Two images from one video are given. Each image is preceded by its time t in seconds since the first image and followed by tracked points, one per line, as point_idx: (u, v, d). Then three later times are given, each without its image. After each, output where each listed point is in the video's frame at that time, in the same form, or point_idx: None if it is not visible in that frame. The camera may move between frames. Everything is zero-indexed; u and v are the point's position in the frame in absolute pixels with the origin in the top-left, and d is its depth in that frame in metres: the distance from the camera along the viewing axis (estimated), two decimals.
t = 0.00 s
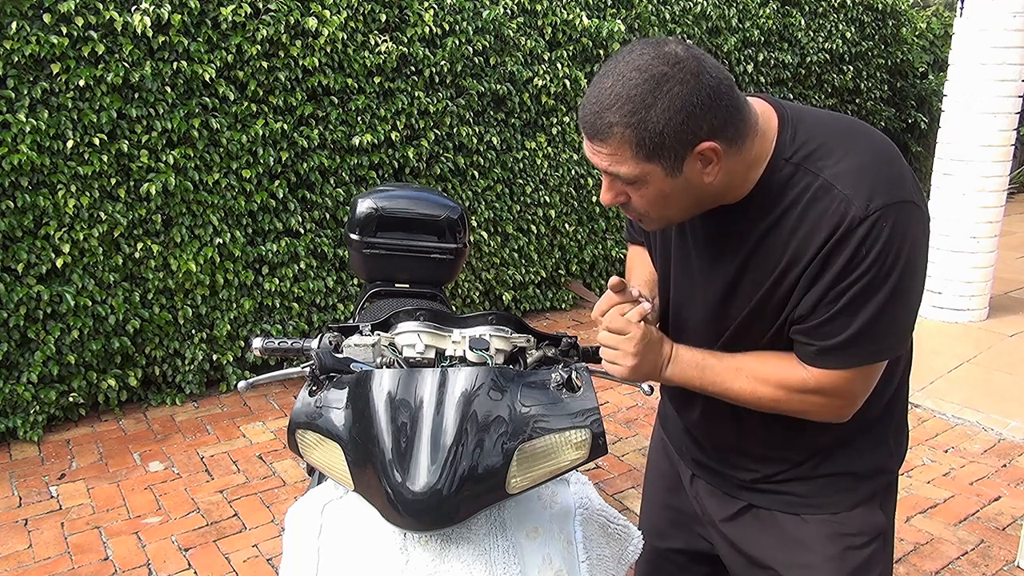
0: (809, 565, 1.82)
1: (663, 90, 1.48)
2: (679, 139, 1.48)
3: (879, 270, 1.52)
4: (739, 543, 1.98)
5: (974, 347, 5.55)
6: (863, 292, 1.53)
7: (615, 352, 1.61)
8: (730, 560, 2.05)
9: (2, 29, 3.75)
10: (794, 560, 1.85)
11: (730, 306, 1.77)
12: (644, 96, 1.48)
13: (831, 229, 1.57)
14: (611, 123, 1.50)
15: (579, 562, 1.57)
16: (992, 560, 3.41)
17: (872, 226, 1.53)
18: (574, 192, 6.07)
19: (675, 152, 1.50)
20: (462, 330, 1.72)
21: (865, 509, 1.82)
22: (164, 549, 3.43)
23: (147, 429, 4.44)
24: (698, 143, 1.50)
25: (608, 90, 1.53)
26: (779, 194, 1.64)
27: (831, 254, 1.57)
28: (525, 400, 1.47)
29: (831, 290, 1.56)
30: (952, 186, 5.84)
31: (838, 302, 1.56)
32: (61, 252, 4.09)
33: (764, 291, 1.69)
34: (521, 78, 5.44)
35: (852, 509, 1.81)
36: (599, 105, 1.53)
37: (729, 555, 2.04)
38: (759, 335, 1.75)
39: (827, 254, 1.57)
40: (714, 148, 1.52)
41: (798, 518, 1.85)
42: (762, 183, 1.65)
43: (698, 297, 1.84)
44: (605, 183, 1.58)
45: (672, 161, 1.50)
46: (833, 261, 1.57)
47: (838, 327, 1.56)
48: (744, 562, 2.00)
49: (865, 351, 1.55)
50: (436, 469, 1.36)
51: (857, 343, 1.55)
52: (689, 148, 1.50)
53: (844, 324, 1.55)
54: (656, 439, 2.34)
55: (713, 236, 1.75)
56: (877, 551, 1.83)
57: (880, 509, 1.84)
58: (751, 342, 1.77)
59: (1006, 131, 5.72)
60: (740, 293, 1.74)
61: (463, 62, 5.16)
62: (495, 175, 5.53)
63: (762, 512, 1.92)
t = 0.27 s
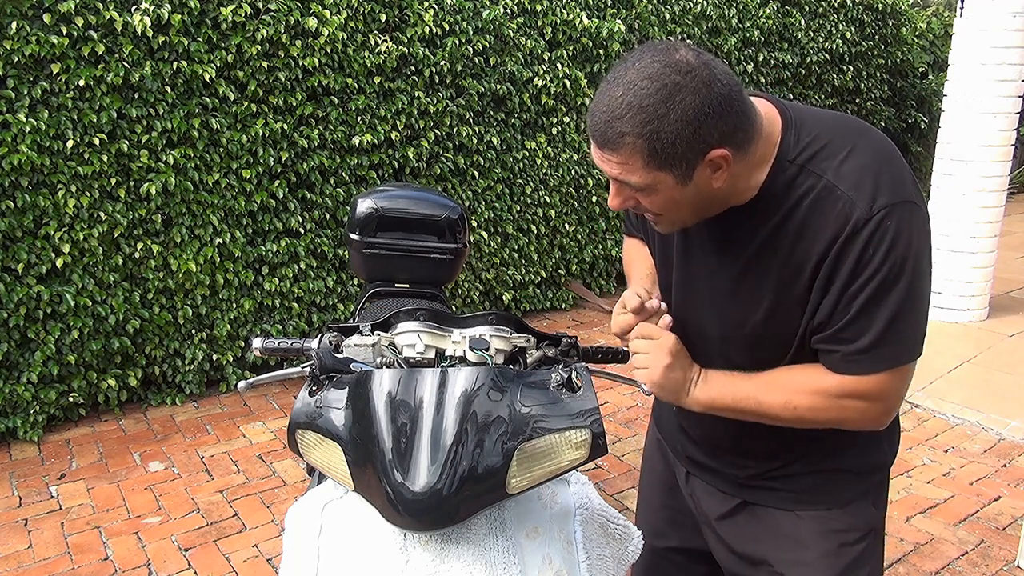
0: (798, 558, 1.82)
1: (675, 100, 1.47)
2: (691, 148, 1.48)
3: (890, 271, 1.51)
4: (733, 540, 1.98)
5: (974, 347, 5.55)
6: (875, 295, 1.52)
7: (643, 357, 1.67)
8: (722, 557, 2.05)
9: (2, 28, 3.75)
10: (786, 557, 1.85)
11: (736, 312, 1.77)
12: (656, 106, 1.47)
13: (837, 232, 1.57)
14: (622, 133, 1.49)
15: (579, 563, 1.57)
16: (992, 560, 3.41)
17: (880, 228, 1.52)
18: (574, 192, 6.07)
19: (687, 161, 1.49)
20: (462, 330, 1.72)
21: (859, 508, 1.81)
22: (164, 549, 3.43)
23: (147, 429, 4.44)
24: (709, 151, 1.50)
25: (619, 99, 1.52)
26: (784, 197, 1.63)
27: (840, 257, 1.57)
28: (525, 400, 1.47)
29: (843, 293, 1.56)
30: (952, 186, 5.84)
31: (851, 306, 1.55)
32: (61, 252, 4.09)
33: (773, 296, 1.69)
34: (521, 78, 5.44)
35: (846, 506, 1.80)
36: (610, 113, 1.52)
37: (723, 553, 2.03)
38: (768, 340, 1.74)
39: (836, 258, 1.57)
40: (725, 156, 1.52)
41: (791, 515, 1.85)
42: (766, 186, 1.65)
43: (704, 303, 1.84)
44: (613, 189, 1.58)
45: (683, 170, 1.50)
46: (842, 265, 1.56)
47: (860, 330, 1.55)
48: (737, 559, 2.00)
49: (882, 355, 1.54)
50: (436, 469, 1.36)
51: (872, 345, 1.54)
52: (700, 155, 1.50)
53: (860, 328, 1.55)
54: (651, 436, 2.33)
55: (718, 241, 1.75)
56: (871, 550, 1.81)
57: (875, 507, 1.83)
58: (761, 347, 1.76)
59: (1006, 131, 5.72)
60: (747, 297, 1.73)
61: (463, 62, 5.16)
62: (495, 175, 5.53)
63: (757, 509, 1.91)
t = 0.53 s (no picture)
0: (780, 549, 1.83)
1: (683, 101, 1.47)
2: (700, 148, 1.48)
3: (919, 260, 1.50)
4: (718, 532, 1.99)
5: (974, 347, 5.55)
6: (906, 286, 1.51)
7: (688, 390, 1.63)
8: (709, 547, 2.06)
9: (2, 29, 3.75)
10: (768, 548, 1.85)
11: (752, 311, 1.74)
12: (663, 108, 1.47)
13: (856, 227, 1.56)
14: (631, 136, 1.49)
15: (580, 563, 1.57)
16: (992, 560, 3.41)
17: (902, 219, 1.51)
18: (574, 192, 6.07)
19: (696, 161, 1.49)
20: (462, 330, 1.72)
21: (844, 503, 1.82)
22: (164, 549, 3.43)
23: (147, 429, 4.44)
24: (717, 149, 1.50)
25: (626, 102, 1.51)
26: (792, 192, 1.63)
27: (862, 250, 1.55)
28: (525, 400, 1.47)
29: (870, 286, 1.55)
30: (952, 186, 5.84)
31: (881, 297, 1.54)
32: (61, 252, 4.09)
33: (793, 294, 1.67)
34: (521, 78, 5.44)
35: (834, 500, 1.81)
36: (617, 117, 1.51)
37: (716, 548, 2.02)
38: (786, 337, 1.73)
39: (857, 252, 1.56)
40: (734, 153, 1.52)
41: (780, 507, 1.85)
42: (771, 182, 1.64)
43: (713, 303, 1.82)
44: (622, 189, 1.58)
45: (693, 169, 1.50)
46: (866, 259, 1.55)
47: (897, 321, 1.53)
48: (722, 549, 2.00)
49: (921, 342, 1.53)
50: (436, 469, 1.36)
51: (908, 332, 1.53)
52: (709, 154, 1.50)
53: (896, 318, 1.53)
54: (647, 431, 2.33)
55: (727, 241, 1.74)
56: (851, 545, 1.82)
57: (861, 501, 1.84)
58: (780, 345, 1.75)
59: (1006, 131, 5.72)
60: (761, 296, 1.71)
61: (463, 62, 5.16)
62: (495, 175, 5.53)
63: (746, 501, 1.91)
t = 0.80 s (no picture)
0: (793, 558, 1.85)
1: (688, 90, 1.47)
2: (706, 137, 1.48)
3: (940, 252, 1.51)
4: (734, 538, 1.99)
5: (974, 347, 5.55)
6: (929, 279, 1.51)
7: (727, 458, 1.54)
8: (712, 545, 2.07)
9: (2, 28, 3.74)
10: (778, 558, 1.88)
11: (766, 307, 1.74)
12: (668, 98, 1.47)
13: (871, 222, 1.56)
14: (636, 127, 1.49)
15: (579, 563, 1.57)
16: (992, 560, 3.41)
17: (918, 212, 1.51)
18: (574, 192, 6.07)
19: (703, 150, 1.49)
20: (462, 330, 1.72)
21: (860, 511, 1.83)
22: (164, 549, 3.43)
23: (147, 429, 4.44)
24: (723, 139, 1.50)
25: (630, 93, 1.52)
26: (802, 186, 1.62)
27: (881, 245, 1.55)
28: (525, 400, 1.47)
29: (891, 281, 1.54)
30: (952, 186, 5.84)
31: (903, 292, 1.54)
32: (61, 252, 4.09)
33: (812, 292, 1.66)
34: (521, 78, 5.44)
35: (849, 509, 1.83)
36: (621, 108, 1.52)
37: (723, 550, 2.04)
38: (805, 335, 1.72)
39: (874, 248, 1.56)
40: (741, 142, 1.51)
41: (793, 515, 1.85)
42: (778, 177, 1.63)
43: (728, 303, 1.81)
44: (629, 182, 1.58)
45: (700, 159, 1.50)
46: (883, 254, 1.55)
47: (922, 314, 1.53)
48: (727, 550, 2.02)
49: (947, 335, 1.52)
50: (436, 469, 1.36)
51: (935, 326, 1.52)
52: (716, 144, 1.50)
53: (921, 313, 1.52)
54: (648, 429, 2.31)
55: (740, 240, 1.73)
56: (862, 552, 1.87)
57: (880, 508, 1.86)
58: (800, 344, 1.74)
59: (1006, 131, 5.72)
60: (778, 294, 1.71)
61: (463, 62, 5.16)
62: (495, 175, 5.53)
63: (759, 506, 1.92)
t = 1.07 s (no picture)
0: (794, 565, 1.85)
1: (682, 95, 1.47)
2: (701, 142, 1.48)
3: (941, 260, 1.50)
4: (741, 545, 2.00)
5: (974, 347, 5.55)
6: (929, 285, 1.51)
7: (712, 449, 1.48)
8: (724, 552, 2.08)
9: (2, 29, 3.75)
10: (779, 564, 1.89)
11: (765, 310, 1.74)
12: (662, 103, 1.48)
13: (873, 228, 1.56)
14: (631, 133, 1.50)
15: (579, 563, 1.57)
16: (992, 560, 3.41)
17: (920, 219, 1.51)
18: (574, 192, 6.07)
19: (698, 155, 1.49)
20: (462, 330, 1.72)
21: (863, 520, 1.82)
22: (164, 549, 3.43)
23: (147, 429, 4.44)
24: (719, 144, 1.49)
25: (626, 98, 1.52)
26: (804, 191, 1.62)
27: (881, 252, 1.55)
28: (525, 400, 1.47)
29: (891, 287, 1.54)
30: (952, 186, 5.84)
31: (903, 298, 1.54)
32: (60, 252, 4.09)
33: (811, 297, 1.66)
34: (521, 78, 5.44)
35: (853, 515, 1.82)
36: (617, 113, 1.52)
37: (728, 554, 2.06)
38: (804, 340, 1.72)
39: (876, 254, 1.56)
40: (737, 147, 1.51)
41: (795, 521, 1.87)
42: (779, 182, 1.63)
43: (728, 307, 1.81)
44: (627, 186, 1.59)
45: (695, 165, 1.50)
46: (885, 260, 1.55)
47: (917, 321, 1.53)
48: (735, 555, 2.02)
49: (947, 342, 1.52)
50: (436, 469, 1.36)
51: (934, 333, 1.52)
52: (711, 149, 1.50)
53: (920, 319, 1.52)
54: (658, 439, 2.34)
55: (742, 244, 1.73)
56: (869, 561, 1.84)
57: (884, 517, 1.84)
58: (798, 349, 1.74)
59: (1006, 131, 5.72)
60: (779, 299, 1.71)
61: (463, 62, 5.16)
62: (495, 175, 5.53)
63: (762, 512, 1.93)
